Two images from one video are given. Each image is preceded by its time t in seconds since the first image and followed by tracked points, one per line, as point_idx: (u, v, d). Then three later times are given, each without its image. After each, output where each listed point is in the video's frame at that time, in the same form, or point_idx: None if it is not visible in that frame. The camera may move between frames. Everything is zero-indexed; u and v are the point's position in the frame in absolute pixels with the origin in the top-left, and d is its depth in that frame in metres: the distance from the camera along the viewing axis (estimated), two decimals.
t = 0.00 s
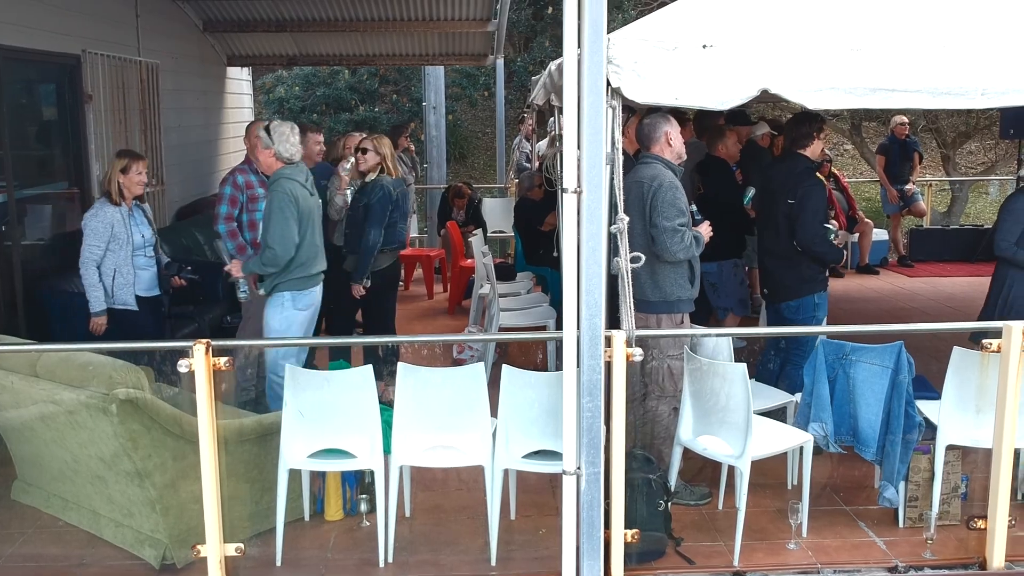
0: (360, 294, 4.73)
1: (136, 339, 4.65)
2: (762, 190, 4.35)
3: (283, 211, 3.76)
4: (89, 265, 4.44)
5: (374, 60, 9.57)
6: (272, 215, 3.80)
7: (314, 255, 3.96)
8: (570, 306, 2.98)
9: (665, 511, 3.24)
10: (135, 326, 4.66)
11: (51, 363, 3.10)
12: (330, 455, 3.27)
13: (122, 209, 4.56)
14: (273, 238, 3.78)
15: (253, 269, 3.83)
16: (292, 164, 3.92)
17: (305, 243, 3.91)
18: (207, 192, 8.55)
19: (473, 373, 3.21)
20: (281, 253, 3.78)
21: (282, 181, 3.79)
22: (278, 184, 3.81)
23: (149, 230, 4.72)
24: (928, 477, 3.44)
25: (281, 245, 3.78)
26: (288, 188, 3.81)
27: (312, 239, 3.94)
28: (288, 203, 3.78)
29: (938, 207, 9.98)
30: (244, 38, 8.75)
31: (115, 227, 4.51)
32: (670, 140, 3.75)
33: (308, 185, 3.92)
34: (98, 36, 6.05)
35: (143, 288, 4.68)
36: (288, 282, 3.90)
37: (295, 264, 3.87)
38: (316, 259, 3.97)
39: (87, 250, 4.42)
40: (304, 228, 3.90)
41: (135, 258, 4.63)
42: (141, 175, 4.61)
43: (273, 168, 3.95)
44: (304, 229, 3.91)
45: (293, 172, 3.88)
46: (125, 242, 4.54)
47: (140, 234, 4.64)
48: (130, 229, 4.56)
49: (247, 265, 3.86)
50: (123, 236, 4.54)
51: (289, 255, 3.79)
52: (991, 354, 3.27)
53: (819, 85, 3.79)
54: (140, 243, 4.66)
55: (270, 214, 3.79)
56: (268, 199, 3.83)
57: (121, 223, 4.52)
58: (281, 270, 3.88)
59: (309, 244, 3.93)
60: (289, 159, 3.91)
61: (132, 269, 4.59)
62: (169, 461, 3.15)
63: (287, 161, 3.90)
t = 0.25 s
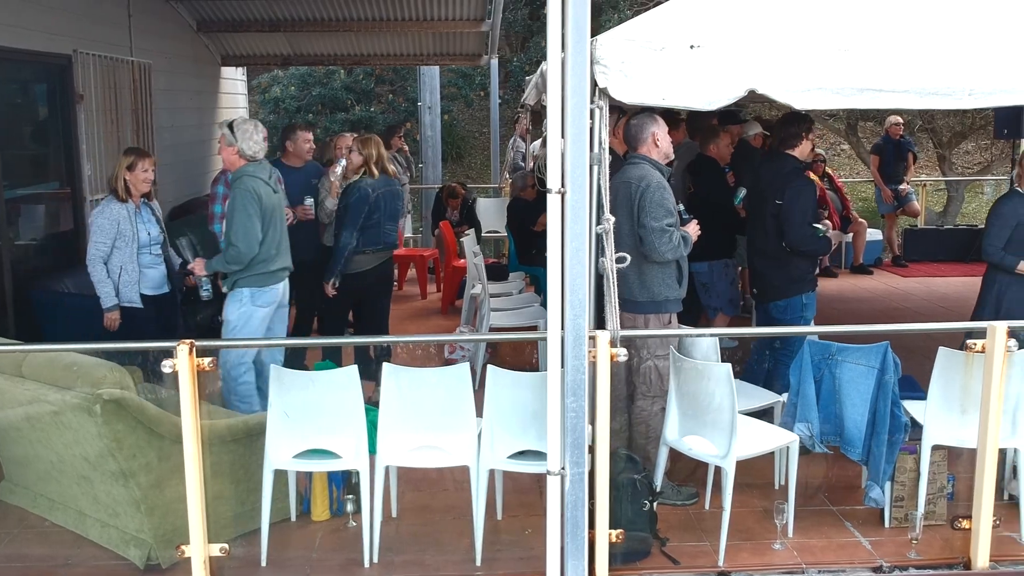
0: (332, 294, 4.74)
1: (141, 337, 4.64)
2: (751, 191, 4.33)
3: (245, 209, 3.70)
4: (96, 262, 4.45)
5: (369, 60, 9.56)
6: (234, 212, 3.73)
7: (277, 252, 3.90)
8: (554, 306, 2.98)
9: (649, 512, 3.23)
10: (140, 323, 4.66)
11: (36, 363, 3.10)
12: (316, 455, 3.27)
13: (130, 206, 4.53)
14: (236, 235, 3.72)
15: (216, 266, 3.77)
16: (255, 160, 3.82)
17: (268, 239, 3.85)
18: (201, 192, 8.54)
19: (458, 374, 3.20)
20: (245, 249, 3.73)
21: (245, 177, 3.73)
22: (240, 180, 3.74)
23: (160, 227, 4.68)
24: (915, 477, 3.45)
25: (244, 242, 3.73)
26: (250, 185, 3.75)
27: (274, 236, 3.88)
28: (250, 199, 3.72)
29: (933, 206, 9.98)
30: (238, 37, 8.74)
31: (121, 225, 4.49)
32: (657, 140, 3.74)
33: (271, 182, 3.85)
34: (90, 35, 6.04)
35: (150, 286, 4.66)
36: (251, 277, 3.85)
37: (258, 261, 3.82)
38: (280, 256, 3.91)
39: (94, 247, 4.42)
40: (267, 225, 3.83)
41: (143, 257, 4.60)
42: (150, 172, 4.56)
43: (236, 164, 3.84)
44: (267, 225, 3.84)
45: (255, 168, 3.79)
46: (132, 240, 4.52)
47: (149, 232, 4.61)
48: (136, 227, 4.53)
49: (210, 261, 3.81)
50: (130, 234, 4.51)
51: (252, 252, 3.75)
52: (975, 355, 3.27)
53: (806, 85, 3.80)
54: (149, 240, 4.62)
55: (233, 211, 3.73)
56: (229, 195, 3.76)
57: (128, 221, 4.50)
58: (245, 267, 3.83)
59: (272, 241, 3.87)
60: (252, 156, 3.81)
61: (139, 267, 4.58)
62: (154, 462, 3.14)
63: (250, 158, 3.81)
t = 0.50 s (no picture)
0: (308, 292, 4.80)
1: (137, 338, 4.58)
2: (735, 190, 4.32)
3: (200, 213, 3.63)
4: (99, 260, 4.40)
5: (360, 60, 9.55)
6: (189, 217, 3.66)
7: (233, 257, 3.83)
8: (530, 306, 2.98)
9: (627, 512, 3.23)
10: (139, 323, 4.59)
11: (12, 362, 3.09)
12: (294, 455, 3.27)
13: (135, 206, 4.43)
14: (190, 239, 3.65)
15: (171, 272, 3.70)
16: (217, 164, 3.76)
17: (223, 244, 3.77)
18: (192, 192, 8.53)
19: (434, 374, 3.20)
20: (199, 255, 3.66)
21: (201, 182, 3.66)
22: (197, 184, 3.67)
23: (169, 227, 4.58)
24: (893, 477, 3.47)
25: (198, 248, 3.66)
26: (208, 189, 3.67)
27: (231, 241, 3.80)
28: (205, 204, 3.65)
29: (925, 206, 9.98)
30: (229, 37, 8.73)
31: (125, 225, 4.40)
32: (640, 142, 3.69)
33: (231, 186, 3.77)
34: (78, 36, 6.03)
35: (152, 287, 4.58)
36: (205, 282, 3.79)
37: (212, 266, 3.76)
38: (236, 261, 3.84)
39: (97, 245, 4.36)
40: (223, 229, 3.76)
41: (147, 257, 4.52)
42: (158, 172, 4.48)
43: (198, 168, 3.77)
44: (224, 230, 3.77)
45: (214, 172, 3.71)
46: (135, 240, 4.44)
47: (155, 232, 4.51)
48: (140, 227, 4.44)
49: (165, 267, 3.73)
50: (133, 234, 4.43)
51: (206, 257, 3.68)
52: (954, 355, 3.27)
53: (788, 85, 3.79)
54: (155, 240, 4.53)
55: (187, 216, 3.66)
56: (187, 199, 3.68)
57: (132, 221, 4.41)
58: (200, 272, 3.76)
59: (228, 246, 3.79)
60: (215, 160, 3.75)
61: (141, 268, 4.50)
62: (131, 462, 3.14)
63: (212, 161, 3.75)
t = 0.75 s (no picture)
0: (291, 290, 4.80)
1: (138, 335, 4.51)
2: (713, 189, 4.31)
3: (153, 210, 3.56)
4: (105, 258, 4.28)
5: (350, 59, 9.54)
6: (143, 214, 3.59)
7: (191, 256, 3.73)
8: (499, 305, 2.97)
9: (599, 511, 3.23)
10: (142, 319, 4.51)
11: None
12: (266, 454, 3.25)
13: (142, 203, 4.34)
14: (144, 237, 3.58)
15: (127, 271, 3.63)
16: (174, 161, 3.69)
17: (180, 242, 3.68)
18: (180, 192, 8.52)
19: (407, 373, 3.20)
20: (154, 253, 3.58)
21: (155, 179, 3.60)
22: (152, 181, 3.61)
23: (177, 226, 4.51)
24: (868, 476, 3.45)
25: (153, 245, 3.58)
26: (162, 185, 3.60)
27: (188, 240, 3.71)
28: (160, 201, 3.58)
29: (915, 205, 9.99)
30: (218, 37, 8.72)
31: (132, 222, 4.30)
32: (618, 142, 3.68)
33: (187, 183, 3.69)
34: (62, 35, 6.02)
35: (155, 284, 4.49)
36: (163, 281, 3.70)
37: (168, 265, 3.66)
38: (194, 260, 3.75)
39: (103, 243, 4.25)
40: (179, 228, 3.67)
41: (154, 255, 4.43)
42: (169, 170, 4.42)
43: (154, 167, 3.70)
44: (181, 228, 3.68)
45: (169, 169, 3.65)
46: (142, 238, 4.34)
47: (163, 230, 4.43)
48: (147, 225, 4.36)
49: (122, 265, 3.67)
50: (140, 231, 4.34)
51: (160, 255, 3.59)
52: (925, 354, 3.29)
53: (764, 84, 3.77)
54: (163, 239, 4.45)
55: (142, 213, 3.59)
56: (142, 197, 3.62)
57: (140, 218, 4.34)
58: (158, 270, 3.68)
59: (185, 244, 3.70)
60: (171, 157, 3.68)
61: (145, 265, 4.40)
62: (102, 460, 3.13)
63: (168, 158, 3.68)
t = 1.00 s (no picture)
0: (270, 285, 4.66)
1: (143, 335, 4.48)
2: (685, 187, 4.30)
3: (114, 209, 3.54)
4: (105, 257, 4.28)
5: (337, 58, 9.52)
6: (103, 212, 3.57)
7: (152, 252, 3.75)
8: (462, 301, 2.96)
9: (565, 509, 3.23)
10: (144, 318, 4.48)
11: None
12: (231, 452, 3.25)
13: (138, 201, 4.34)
14: (103, 234, 3.56)
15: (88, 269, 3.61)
16: (129, 158, 3.65)
17: (141, 239, 3.69)
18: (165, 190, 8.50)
19: (371, 370, 3.18)
20: (114, 251, 3.57)
21: (114, 177, 3.56)
22: (111, 178, 3.57)
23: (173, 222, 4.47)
24: (837, 474, 3.44)
25: (112, 243, 3.56)
26: (121, 183, 3.57)
27: (149, 236, 3.72)
28: (119, 200, 3.56)
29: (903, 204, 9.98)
30: (204, 35, 8.70)
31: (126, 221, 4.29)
32: (593, 140, 3.67)
33: (146, 180, 3.68)
34: (42, 33, 6.01)
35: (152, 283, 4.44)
36: (125, 278, 3.71)
37: (129, 262, 3.66)
38: (156, 256, 3.76)
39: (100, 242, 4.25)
40: (140, 225, 3.67)
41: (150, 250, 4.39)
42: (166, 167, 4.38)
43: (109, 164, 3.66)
44: (142, 225, 3.68)
45: (126, 167, 3.61)
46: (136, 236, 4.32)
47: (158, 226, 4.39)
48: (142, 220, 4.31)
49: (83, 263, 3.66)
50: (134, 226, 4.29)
51: (122, 253, 3.58)
52: (891, 351, 3.29)
53: (736, 82, 3.75)
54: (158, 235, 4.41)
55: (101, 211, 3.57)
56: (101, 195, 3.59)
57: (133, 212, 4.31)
58: (119, 267, 3.69)
59: (147, 241, 3.71)
60: (126, 153, 3.63)
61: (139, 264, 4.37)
62: (66, 457, 3.12)
63: (123, 154, 3.64)
